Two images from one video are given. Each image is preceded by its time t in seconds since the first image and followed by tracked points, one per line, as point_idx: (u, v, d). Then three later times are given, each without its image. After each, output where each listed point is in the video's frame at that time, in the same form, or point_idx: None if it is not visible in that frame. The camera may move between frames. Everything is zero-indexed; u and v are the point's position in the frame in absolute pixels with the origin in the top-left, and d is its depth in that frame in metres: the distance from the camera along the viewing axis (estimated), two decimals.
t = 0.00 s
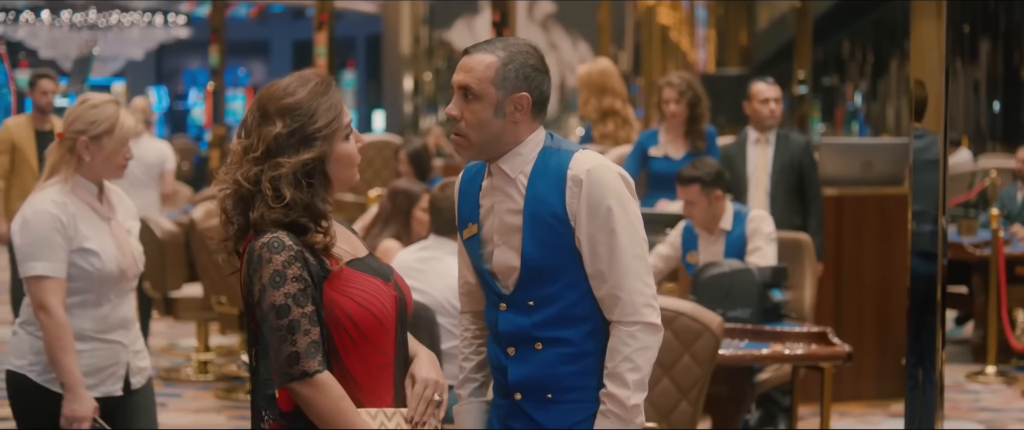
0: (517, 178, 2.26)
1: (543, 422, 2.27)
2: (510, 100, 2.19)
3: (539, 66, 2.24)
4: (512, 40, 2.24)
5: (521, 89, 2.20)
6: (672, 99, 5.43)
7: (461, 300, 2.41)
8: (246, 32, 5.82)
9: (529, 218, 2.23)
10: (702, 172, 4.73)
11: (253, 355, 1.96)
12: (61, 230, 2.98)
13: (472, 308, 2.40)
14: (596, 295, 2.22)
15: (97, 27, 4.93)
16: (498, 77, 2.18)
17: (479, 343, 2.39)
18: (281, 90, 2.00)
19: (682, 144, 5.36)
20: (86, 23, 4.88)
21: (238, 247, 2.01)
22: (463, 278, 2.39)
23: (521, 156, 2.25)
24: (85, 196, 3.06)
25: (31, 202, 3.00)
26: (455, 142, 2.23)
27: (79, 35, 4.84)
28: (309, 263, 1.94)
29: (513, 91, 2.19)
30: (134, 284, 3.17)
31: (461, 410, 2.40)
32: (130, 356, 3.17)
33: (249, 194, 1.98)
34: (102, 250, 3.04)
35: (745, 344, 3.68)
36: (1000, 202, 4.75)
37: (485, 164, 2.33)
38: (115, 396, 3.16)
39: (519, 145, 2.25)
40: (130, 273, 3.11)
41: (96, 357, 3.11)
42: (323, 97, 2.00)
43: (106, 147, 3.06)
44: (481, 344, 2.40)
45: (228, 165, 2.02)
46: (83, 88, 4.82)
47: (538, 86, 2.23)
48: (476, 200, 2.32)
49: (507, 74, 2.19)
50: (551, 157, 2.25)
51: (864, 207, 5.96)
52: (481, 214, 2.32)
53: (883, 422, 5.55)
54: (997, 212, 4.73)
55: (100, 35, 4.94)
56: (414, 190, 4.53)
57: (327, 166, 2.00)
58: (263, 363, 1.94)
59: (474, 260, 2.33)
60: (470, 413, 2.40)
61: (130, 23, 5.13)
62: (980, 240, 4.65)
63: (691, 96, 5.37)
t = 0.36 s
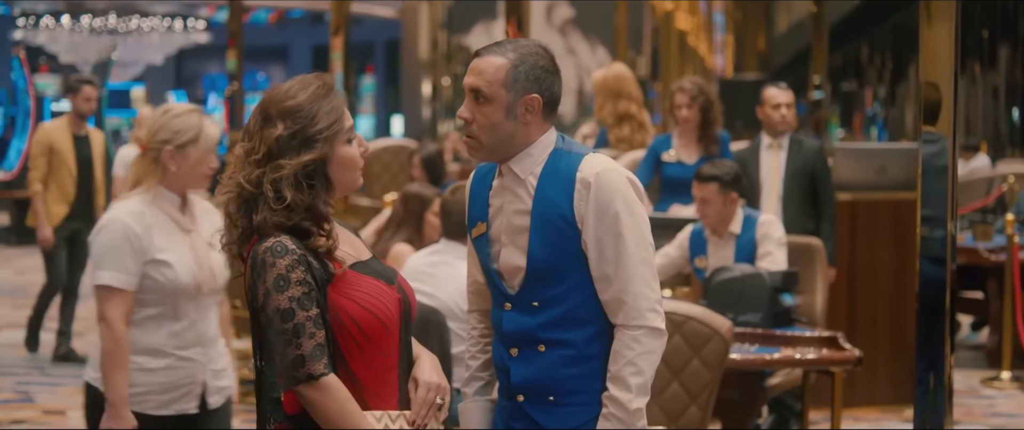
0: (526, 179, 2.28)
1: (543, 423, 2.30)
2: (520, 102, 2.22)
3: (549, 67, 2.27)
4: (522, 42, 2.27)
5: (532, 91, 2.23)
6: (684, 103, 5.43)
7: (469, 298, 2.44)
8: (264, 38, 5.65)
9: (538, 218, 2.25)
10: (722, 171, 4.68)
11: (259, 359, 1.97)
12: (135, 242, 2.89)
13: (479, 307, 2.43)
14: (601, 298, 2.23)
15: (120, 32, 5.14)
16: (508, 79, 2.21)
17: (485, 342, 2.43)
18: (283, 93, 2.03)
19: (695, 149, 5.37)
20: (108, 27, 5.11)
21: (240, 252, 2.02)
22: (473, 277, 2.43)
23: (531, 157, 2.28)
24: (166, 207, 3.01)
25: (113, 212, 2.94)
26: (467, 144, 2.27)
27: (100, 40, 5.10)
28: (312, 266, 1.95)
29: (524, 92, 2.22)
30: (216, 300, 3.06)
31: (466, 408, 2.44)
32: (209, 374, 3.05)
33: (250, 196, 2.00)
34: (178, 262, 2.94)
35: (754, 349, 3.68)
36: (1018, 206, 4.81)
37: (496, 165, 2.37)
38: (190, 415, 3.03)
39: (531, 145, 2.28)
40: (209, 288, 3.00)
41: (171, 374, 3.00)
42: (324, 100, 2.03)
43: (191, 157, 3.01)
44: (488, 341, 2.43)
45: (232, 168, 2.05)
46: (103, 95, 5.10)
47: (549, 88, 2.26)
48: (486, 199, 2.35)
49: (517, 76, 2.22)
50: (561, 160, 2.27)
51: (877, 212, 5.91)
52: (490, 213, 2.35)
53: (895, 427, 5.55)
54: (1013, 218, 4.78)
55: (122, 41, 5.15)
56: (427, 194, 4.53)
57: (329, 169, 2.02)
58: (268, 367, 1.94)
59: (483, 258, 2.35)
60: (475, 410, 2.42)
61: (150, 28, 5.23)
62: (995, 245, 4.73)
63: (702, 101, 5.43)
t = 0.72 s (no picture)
0: (542, 183, 2.29)
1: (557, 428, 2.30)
2: (545, 105, 2.23)
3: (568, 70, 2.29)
4: (540, 45, 2.28)
5: (556, 94, 2.24)
6: (700, 109, 5.43)
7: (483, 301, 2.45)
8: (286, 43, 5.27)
9: (552, 222, 2.26)
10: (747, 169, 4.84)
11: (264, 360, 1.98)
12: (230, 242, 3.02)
13: (492, 310, 2.45)
14: (613, 303, 2.24)
15: (142, 39, 4.89)
16: (533, 83, 2.22)
17: (498, 345, 2.45)
18: (290, 97, 2.05)
19: (710, 155, 5.38)
20: (130, 33, 4.88)
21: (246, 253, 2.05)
22: (486, 281, 2.43)
23: (548, 161, 2.29)
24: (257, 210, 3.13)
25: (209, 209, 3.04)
26: (490, 148, 2.27)
27: (122, 46, 4.88)
28: (315, 269, 1.96)
29: (548, 95, 2.23)
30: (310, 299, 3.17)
31: (479, 410, 2.46)
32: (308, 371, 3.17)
33: (257, 198, 2.02)
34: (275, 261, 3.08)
35: (767, 354, 3.68)
36: None
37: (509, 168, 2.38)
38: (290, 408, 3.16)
39: (546, 150, 2.29)
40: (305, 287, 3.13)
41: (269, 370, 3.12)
42: (332, 104, 2.04)
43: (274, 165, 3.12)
44: (501, 344, 2.45)
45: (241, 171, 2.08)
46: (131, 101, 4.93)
47: (569, 90, 2.27)
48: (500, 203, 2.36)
49: (541, 79, 2.23)
50: (575, 163, 2.27)
51: (895, 219, 5.91)
52: (503, 217, 2.36)
53: None
54: None
55: (144, 46, 4.91)
56: (441, 198, 4.58)
57: (334, 172, 2.03)
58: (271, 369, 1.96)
59: (495, 262, 2.36)
60: (488, 412, 2.44)
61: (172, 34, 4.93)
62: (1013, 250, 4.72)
63: (717, 106, 5.44)
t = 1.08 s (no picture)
0: (546, 181, 2.30)
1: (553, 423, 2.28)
2: (541, 104, 2.26)
3: (570, 70, 2.31)
4: (544, 44, 2.31)
5: (553, 94, 2.27)
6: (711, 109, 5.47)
7: (477, 296, 2.45)
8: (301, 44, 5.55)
9: (558, 219, 2.26)
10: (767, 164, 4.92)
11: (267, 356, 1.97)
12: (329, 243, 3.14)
13: (487, 304, 2.45)
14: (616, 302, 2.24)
15: (159, 39, 5.11)
16: (529, 82, 2.25)
17: (491, 340, 2.43)
18: (293, 95, 2.06)
19: (722, 156, 5.39)
20: (147, 34, 5.08)
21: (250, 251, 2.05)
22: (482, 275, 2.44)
23: (551, 159, 2.30)
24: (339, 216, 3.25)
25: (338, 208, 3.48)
26: (486, 141, 2.31)
27: (139, 47, 5.06)
28: (320, 266, 1.96)
29: (545, 95, 2.26)
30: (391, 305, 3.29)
31: (467, 405, 2.42)
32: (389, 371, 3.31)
33: (260, 196, 2.02)
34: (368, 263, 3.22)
35: (775, 354, 3.66)
36: None
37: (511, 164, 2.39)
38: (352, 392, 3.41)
39: (550, 147, 2.30)
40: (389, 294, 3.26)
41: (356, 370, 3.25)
42: (333, 101, 2.06)
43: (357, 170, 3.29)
44: (493, 340, 2.43)
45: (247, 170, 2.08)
46: (141, 101, 5.10)
47: (569, 90, 2.30)
48: (503, 198, 2.37)
49: (538, 79, 2.25)
50: (582, 162, 2.28)
51: (907, 222, 5.91)
52: (505, 212, 2.36)
53: None
54: None
55: (160, 47, 5.12)
56: (447, 195, 4.56)
57: (336, 169, 2.04)
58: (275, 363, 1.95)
59: (496, 255, 2.36)
60: (478, 408, 2.41)
61: (189, 35, 5.18)
62: None
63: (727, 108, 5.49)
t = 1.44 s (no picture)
0: (521, 201, 2.24)
1: (547, 422, 2.25)
2: (512, 128, 2.19)
3: (546, 95, 2.23)
4: (521, 66, 2.23)
5: (525, 120, 2.19)
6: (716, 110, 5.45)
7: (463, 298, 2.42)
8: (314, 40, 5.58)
9: (534, 238, 2.21)
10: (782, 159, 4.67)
11: (260, 352, 1.95)
12: (405, 241, 2.92)
13: (475, 306, 2.41)
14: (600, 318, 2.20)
15: (169, 35, 5.30)
16: (501, 106, 2.18)
17: (480, 342, 2.40)
18: (289, 91, 2.03)
19: (726, 155, 5.37)
20: (158, 30, 5.27)
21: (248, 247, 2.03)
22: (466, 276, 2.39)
23: (525, 179, 2.24)
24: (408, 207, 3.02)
25: (371, 217, 2.94)
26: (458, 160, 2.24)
27: (150, 43, 5.27)
28: (316, 264, 1.94)
29: (516, 120, 2.18)
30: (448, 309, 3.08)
31: (460, 406, 2.38)
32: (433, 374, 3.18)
33: (257, 193, 2.01)
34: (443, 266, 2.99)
35: (776, 354, 3.67)
36: None
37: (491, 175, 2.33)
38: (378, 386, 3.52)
39: (524, 167, 2.24)
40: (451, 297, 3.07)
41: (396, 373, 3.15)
42: (330, 98, 2.03)
43: (428, 153, 3.05)
44: (482, 341, 2.41)
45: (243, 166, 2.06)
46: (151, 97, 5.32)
47: (543, 116, 2.21)
48: (482, 211, 2.31)
49: (511, 104, 2.18)
50: (556, 181, 2.22)
51: (912, 221, 5.91)
52: (485, 226, 2.31)
53: None
54: None
55: (171, 44, 5.31)
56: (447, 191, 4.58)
57: (334, 165, 2.02)
58: (269, 360, 1.94)
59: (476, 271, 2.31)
60: (470, 408, 2.36)
61: (200, 32, 5.34)
62: None
63: (733, 107, 5.45)
